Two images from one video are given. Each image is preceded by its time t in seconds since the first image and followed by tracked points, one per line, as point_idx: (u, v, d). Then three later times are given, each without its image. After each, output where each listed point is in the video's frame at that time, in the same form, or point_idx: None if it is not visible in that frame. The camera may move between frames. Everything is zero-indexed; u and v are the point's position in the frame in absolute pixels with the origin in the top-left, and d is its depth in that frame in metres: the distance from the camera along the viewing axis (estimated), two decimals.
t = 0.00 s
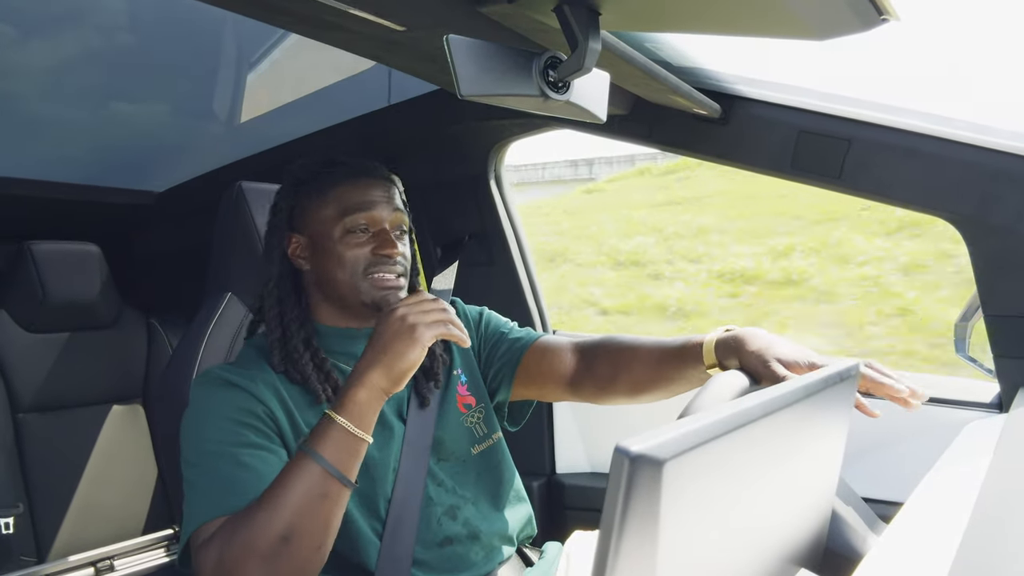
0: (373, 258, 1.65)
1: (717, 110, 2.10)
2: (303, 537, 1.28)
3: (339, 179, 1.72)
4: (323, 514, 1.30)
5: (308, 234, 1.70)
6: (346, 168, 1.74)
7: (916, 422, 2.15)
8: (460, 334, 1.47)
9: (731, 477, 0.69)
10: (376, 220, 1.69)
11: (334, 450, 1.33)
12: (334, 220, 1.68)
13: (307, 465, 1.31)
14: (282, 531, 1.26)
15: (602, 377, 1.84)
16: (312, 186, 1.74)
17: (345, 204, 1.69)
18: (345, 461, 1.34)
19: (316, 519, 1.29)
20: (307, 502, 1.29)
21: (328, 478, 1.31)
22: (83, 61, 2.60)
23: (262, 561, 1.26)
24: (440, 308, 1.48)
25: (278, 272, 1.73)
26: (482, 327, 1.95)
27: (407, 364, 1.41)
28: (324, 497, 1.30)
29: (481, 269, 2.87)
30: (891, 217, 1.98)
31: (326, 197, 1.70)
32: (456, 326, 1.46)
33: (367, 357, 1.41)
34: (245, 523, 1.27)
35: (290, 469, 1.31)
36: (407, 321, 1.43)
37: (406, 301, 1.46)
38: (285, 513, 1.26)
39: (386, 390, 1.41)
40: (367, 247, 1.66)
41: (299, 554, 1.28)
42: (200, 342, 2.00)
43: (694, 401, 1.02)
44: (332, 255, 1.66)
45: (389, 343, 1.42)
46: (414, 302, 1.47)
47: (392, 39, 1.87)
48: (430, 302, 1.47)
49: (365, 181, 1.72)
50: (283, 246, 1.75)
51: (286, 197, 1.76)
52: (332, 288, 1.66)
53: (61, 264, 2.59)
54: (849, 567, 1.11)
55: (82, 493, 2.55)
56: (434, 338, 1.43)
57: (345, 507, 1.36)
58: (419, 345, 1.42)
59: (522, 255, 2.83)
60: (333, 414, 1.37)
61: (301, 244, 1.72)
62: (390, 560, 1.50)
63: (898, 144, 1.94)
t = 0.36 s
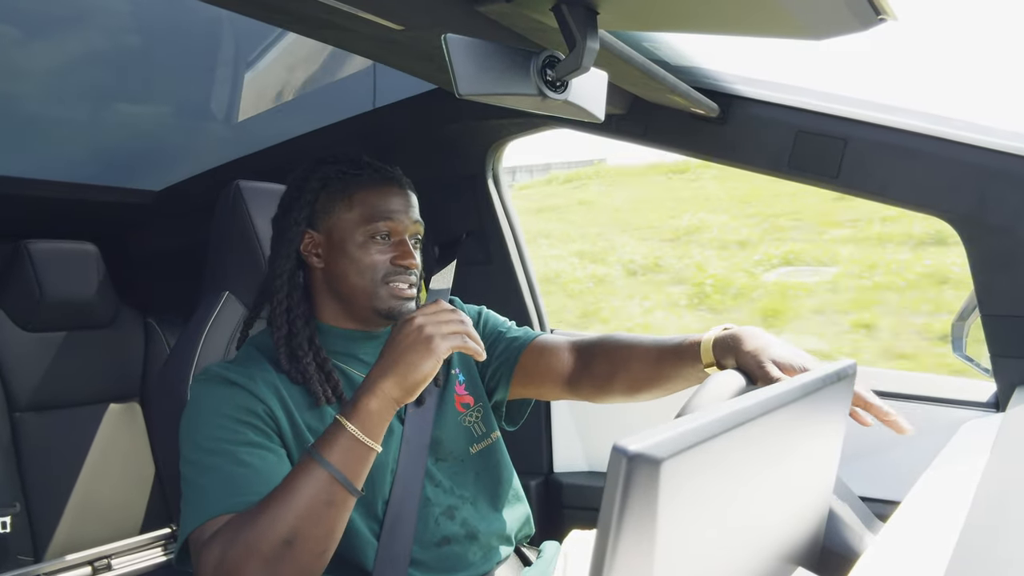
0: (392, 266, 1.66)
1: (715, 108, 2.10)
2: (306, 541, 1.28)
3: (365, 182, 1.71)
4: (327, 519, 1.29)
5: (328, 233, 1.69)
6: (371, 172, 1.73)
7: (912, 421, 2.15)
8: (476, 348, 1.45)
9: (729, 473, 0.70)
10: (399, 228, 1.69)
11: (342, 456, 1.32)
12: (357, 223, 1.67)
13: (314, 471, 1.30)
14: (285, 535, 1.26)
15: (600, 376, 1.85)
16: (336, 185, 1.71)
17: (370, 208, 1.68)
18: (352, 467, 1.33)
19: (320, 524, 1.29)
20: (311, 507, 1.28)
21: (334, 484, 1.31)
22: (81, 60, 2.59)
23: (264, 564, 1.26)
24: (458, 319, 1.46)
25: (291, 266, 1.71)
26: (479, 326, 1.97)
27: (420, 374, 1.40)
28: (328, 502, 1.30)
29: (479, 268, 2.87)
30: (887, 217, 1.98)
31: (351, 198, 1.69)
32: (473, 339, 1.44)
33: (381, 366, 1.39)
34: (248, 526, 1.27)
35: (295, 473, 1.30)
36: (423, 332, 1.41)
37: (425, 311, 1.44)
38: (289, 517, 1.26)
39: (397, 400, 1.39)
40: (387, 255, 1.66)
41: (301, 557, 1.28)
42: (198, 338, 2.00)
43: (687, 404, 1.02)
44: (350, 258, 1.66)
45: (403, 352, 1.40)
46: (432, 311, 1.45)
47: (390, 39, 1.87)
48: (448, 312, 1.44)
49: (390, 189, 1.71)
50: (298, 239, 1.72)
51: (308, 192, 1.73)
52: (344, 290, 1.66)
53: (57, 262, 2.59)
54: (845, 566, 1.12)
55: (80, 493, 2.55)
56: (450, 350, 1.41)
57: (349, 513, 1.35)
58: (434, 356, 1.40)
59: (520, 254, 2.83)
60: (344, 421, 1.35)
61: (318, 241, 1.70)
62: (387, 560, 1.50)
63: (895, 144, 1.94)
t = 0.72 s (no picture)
0: (394, 270, 1.65)
1: (713, 107, 2.10)
2: (309, 543, 1.28)
3: (368, 184, 1.70)
4: (330, 522, 1.30)
5: (330, 234, 1.69)
6: (375, 173, 1.73)
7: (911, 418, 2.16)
8: (483, 354, 1.44)
9: (728, 470, 0.70)
10: (402, 231, 1.68)
11: (347, 460, 1.32)
12: (360, 226, 1.66)
13: (319, 473, 1.30)
14: (288, 537, 1.26)
15: (599, 376, 1.85)
16: (339, 187, 1.71)
17: (372, 210, 1.67)
18: (355, 470, 1.32)
19: (323, 526, 1.29)
20: (315, 510, 1.28)
21: (339, 487, 1.31)
22: (80, 61, 2.60)
23: (267, 565, 1.26)
24: (465, 325, 1.45)
25: (292, 267, 1.71)
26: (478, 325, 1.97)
27: (427, 380, 1.39)
28: (332, 505, 1.30)
29: (478, 267, 2.86)
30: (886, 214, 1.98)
31: (354, 200, 1.68)
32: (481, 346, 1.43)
33: (387, 370, 1.39)
34: (252, 527, 1.27)
35: (298, 475, 1.30)
36: (430, 337, 1.41)
37: (432, 315, 1.43)
38: (292, 520, 1.26)
39: (403, 405, 1.38)
40: (389, 258, 1.65)
41: (304, 558, 1.28)
42: (197, 342, 1.99)
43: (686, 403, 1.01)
44: (352, 259, 1.65)
45: (410, 357, 1.39)
46: (438, 315, 1.44)
47: (388, 38, 1.87)
48: (457, 319, 1.44)
49: (393, 191, 1.70)
50: (300, 241, 1.72)
51: (311, 194, 1.72)
52: (346, 291, 1.66)
53: (56, 263, 2.59)
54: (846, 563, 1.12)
55: (80, 494, 2.55)
56: (457, 356, 1.41)
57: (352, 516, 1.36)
58: (441, 361, 1.39)
59: (519, 254, 2.84)
60: (349, 424, 1.35)
61: (320, 242, 1.70)
62: (387, 559, 1.49)
63: (893, 142, 1.95)
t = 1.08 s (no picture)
0: (389, 261, 1.66)
1: (712, 107, 2.11)
2: (304, 541, 1.28)
3: (357, 179, 1.72)
4: (325, 520, 1.29)
5: (322, 231, 1.69)
6: (364, 168, 1.74)
7: (911, 418, 2.16)
8: (472, 345, 1.44)
9: (727, 470, 0.70)
10: (393, 224, 1.69)
11: (338, 456, 1.32)
12: (351, 220, 1.68)
13: (311, 470, 1.30)
14: (283, 535, 1.26)
15: (598, 376, 1.85)
16: (329, 183, 1.72)
17: (363, 205, 1.69)
18: (349, 468, 1.32)
19: (318, 524, 1.29)
20: (309, 508, 1.28)
21: (331, 484, 1.30)
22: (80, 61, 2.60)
23: (262, 564, 1.26)
24: (452, 317, 1.44)
25: (286, 267, 1.71)
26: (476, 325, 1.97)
27: (416, 373, 1.38)
28: (327, 503, 1.30)
29: (478, 267, 2.86)
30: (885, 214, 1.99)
31: (344, 196, 1.70)
32: (469, 337, 1.42)
33: (376, 365, 1.38)
34: (246, 526, 1.27)
35: (293, 474, 1.30)
36: (418, 329, 1.40)
37: (419, 308, 1.42)
38: (286, 518, 1.26)
39: (393, 399, 1.38)
40: (383, 251, 1.67)
41: (299, 557, 1.28)
42: (196, 342, 1.99)
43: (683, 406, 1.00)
44: (346, 254, 1.66)
45: (397, 351, 1.38)
46: (426, 308, 1.43)
47: (387, 38, 1.87)
48: (442, 310, 1.43)
49: (382, 185, 1.72)
50: (293, 240, 1.72)
51: (301, 192, 1.74)
52: (342, 287, 1.66)
53: (55, 263, 2.59)
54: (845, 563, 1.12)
55: (79, 494, 2.54)
56: (445, 348, 1.40)
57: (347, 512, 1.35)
58: (429, 355, 1.38)
59: (518, 254, 2.84)
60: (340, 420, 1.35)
61: (313, 240, 1.71)
62: (386, 559, 1.49)
63: (893, 142, 1.95)
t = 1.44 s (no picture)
0: (384, 250, 1.65)
1: (713, 108, 2.11)
2: (306, 541, 1.28)
3: (348, 173, 1.72)
4: (327, 521, 1.29)
5: (316, 228, 1.70)
6: (355, 164, 1.75)
7: (911, 420, 2.16)
8: (477, 349, 1.42)
9: (727, 470, 0.70)
10: (386, 215, 1.69)
11: (341, 457, 1.32)
12: (344, 214, 1.68)
13: (314, 471, 1.30)
14: (285, 536, 1.26)
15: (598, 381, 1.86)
16: (322, 180, 1.73)
17: (355, 198, 1.69)
18: (351, 469, 1.32)
19: (320, 524, 1.28)
20: (311, 508, 1.28)
21: (335, 485, 1.30)
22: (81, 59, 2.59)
23: (264, 563, 1.26)
24: (459, 322, 1.44)
25: (284, 266, 1.71)
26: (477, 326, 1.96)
27: (420, 376, 1.38)
28: (329, 504, 1.29)
29: (478, 267, 2.86)
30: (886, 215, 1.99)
31: (336, 191, 1.70)
32: (475, 341, 1.41)
33: (381, 367, 1.38)
34: (248, 526, 1.27)
35: (295, 474, 1.30)
36: (423, 332, 1.39)
37: (425, 311, 1.42)
38: (288, 518, 1.26)
39: (397, 401, 1.38)
40: (377, 242, 1.66)
41: (301, 557, 1.28)
42: (196, 341, 1.99)
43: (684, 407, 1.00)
44: (341, 249, 1.66)
45: (403, 354, 1.38)
46: (432, 311, 1.43)
47: (388, 38, 1.87)
48: (449, 314, 1.43)
49: (373, 178, 1.72)
50: (288, 239, 1.73)
51: (294, 192, 1.75)
52: (340, 282, 1.65)
53: (55, 262, 2.59)
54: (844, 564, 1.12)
55: (79, 494, 2.54)
56: (450, 352, 1.39)
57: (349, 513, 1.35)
58: (435, 357, 1.38)
59: (518, 255, 2.84)
60: (345, 421, 1.35)
61: (308, 238, 1.71)
62: (387, 559, 1.49)
63: (894, 143, 1.95)
